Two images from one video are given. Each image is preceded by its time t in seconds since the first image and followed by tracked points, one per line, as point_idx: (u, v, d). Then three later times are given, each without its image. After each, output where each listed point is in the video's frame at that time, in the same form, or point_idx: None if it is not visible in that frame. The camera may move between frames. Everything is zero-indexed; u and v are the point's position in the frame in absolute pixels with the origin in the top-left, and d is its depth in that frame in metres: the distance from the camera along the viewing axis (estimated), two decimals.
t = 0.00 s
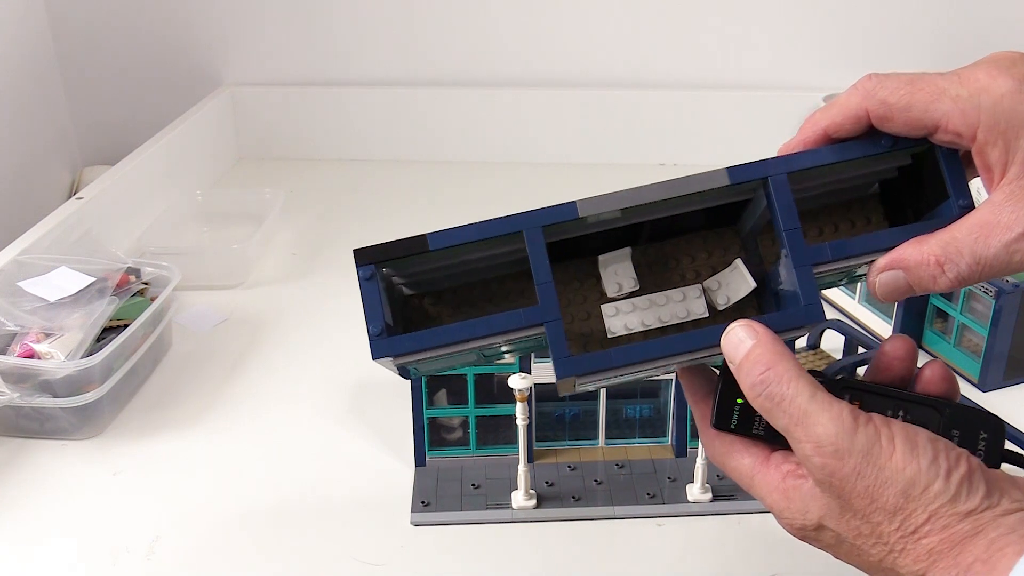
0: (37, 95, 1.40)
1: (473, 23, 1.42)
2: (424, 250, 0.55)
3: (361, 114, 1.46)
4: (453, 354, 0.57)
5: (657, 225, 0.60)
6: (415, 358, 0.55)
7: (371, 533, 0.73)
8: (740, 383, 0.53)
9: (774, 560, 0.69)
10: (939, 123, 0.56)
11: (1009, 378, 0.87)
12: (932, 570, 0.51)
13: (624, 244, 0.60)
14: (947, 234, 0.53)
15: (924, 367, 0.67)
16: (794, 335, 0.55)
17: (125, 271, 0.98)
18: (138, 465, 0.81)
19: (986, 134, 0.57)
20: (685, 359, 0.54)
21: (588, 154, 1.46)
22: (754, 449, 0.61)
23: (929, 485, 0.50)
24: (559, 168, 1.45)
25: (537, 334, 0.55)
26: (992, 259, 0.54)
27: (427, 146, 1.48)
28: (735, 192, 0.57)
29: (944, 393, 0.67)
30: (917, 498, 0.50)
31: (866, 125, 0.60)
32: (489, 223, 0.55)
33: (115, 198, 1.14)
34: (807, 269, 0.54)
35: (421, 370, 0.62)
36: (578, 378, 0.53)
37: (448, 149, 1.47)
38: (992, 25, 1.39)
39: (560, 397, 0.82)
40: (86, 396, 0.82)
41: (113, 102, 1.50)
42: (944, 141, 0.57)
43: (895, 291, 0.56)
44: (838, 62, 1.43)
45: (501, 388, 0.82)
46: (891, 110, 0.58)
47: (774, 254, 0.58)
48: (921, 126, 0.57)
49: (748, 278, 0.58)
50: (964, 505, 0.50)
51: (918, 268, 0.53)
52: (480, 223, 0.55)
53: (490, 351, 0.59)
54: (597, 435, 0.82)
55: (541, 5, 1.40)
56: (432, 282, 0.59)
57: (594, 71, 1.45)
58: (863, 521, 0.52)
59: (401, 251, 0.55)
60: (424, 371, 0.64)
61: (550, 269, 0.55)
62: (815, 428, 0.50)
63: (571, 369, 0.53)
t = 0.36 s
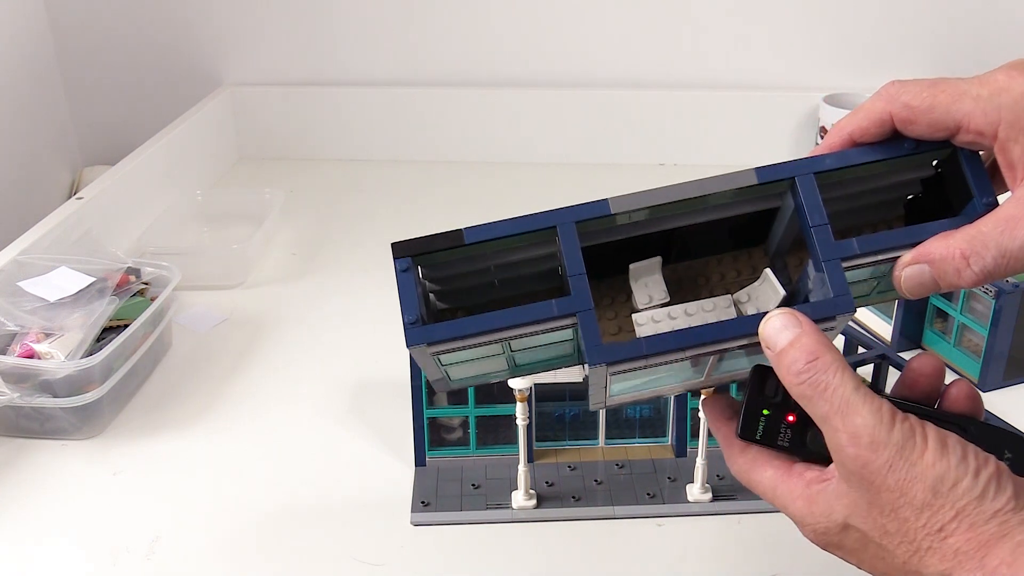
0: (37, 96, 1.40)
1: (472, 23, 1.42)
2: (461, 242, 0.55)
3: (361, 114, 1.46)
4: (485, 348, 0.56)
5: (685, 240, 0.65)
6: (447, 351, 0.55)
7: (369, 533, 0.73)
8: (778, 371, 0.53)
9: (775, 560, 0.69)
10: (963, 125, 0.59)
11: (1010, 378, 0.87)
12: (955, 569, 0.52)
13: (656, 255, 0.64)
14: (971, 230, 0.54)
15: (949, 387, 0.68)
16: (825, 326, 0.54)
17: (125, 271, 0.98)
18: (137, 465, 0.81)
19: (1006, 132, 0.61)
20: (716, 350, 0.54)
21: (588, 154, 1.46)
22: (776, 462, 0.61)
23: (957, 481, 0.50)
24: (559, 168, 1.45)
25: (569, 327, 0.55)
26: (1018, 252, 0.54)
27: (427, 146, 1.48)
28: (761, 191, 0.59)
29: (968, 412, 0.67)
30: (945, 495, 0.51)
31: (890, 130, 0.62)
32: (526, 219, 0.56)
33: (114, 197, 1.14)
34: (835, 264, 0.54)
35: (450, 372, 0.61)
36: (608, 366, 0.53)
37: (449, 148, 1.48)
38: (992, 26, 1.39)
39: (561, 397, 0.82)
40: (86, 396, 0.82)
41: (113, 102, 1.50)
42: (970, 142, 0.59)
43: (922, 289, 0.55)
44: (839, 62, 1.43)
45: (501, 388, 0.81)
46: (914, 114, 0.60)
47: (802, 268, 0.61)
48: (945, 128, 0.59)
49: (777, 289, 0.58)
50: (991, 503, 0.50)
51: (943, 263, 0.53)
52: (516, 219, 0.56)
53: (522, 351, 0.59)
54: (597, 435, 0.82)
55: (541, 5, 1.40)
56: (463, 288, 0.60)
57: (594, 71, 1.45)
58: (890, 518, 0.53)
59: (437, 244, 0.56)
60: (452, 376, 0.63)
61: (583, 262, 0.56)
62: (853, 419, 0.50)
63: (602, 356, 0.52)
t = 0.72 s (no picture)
0: (36, 95, 1.40)
1: (472, 23, 1.42)
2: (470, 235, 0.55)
3: (361, 114, 1.46)
4: (494, 339, 0.56)
5: (693, 230, 0.65)
6: (456, 343, 0.55)
7: (369, 534, 0.73)
8: (788, 359, 0.53)
9: (775, 560, 0.69)
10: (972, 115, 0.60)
11: (1010, 378, 0.87)
12: (960, 559, 0.52)
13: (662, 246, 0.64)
14: (978, 220, 0.54)
15: (959, 377, 0.68)
16: (833, 315, 0.54)
17: (125, 271, 0.98)
18: (136, 466, 0.81)
19: (1014, 123, 0.62)
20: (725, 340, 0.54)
21: (588, 153, 1.46)
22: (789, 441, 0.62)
23: (964, 471, 0.50)
24: (559, 168, 1.45)
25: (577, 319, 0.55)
26: None
27: (427, 145, 1.48)
28: (769, 183, 0.59)
29: (978, 402, 0.67)
30: (952, 484, 0.51)
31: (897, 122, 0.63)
32: (535, 210, 0.56)
33: (114, 197, 1.14)
34: (843, 254, 0.54)
35: (458, 365, 0.61)
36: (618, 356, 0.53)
37: (449, 148, 1.47)
38: (992, 26, 1.39)
39: (560, 397, 0.82)
40: (86, 396, 0.82)
41: (113, 102, 1.50)
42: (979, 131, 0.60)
43: (927, 279, 0.55)
44: (838, 63, 1.43)
45: (501, 388, 0.81)
46: (922, 104, 0.61)
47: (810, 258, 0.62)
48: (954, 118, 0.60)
49: (786, 282, 0.59)
50: (997, 493, 0.50)
51: (951, 251, 0.53)
52: (525, 210, 0.56)
53: (530, 343, 0.59)
54: (597, 435, 0.82)
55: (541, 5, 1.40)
56: (471, 282, 0.60)
57: (594, 71, 1.45)
58: (896, 506, 0.53)
59: (447, 236, 0.55)
60: (459, 369, 0.63)
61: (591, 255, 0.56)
62: (861, 407, 0.51)
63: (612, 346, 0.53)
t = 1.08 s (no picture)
0: (36, 95, 1.40)
1: (473, 23, 1.42)
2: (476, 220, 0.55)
3: (361, 114, 1.46)
4: (500, 325, 0.56)
5: (698, 220, 0.65)
6: (462, 327, 0.55)
7: (370, 534, 0.73)
8: (795, 345, 0.53)
9: (774, 560, 0.69)
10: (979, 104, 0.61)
11: (1010, 378, 0.87)
12: (961, 545, 0.52)
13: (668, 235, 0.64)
14: (983, 208, 0.53)
15: (962, 368, 0.68)
16: (839, 302, 0.55)
17: (125, 271, 0.98)
18: (136, 466, 0.81)
19: (1019, 112, 0.63)
20: (731, 326, 0.54)
21: (588, 153, 1.46)
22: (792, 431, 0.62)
23: (965, 457, 0.50)
24: (559, 168, 1.45)
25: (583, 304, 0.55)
26: None
27: (428, 145, 1.48)
28: (774, 170, 0.59)
29: (983, 392, 0.67)
30: (953, 471, 0.50)
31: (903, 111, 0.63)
32: (541, 195, 0.56)
33: (114, 197, 1.14)
34: (848, 240, 0.54)
35: (463, 354, 0.61)
36: (624, 343, 0.53)
37: (449, 148, 1.47)
38: (992, 26, 1.39)
39: (560, 397, 0.83)
40: (86, 395, 0.82)
41: (113, 102, 1.50)
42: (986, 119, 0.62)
43: (931, 267, 0.55)
44: (838, 63, 1.43)
45: (501, 388, 0.81)
46: (929, 94, 0.62)
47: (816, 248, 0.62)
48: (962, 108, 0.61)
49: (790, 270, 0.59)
50: (998, 480, 0.50)
51: (955, 238, 0.53)
52: (532, 196, 0.56)
53: (535, 330, 0.59)
54: (597, 435, 0.82)
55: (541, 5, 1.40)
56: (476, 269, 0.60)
57: (594, 71, 1.45)
58: (898, 491, 0.53)
59: (453, 222, 0.55)
60: (465, 357, 0.63)
61: (597, 240, 0.56)
62: (865, 393, 0.51)
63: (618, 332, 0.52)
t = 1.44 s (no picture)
0: (36, 96, 1.40)
1: (474, 24, 1.42)
2: (478, 223, 0.55)
3: (362, 114, 1.46)
4: (503, 327, 0.56)
5: (698, 220, 0.65)
6: (467, 330, 0.55)
7: (370, 534, 0.73)
8: (796, 337, 0.53)
9: (775, 560, 0.69)
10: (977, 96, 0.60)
11: (1010, 378, 0.87)
12: (961, 537, 0.52)
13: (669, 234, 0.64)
14: (981, 195, 0.54)
15: (962, 366, 0.68)
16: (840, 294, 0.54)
17: (125, 271, 0.98)
18: (136, 466, 0.81)
19: (1018, 100, 0.63)
20: (734, 321, 0.54)
21: (588, 153, 1.46)
22: (791, 430, 0.63)
23: (965, 449, 0.50)
24: (559, 169, 1.45)
25: (586, 303, 0.55)
26: None
27: (428, 146, 1.48)
28: (772, 167, 0.59)
29: (983, 391, 0.67)
30: (953, 462, 0.51)
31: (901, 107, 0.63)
32: (541, 198, 0.56)
33: (114, 198, 1.14)
34: (847, 232, 0.54)
35: (469, 360, 0.61)
36: (627, 338, 0.53)
37: (449, 148, 1.47)
38: (992, 26, 1.39)
39: (560, 396, 0.82)
40: (86, 395, 0.82)
41: (113, 102, 1.50)
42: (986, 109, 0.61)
43: (932, 256, 0.55)
44: (838, 63, 1.43)
45: (501, 389, 0.81)
46: (928, 89, 0.61)
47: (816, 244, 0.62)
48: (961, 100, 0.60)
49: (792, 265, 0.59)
50: (998, 472, 0.51)
51: (955, 226, 0.53)
52: (532, 198, 0.56)
53: (541, 332, 0.58)
54: (597, 435, 0.82)
55: (541, 6, 1.40)
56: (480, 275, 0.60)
57: (594, 71, 1.45)
58: (899, 484, 0.53)
59: (455, 225, 0.56)
60: (471, 364, 0.62)
61: (597, 240, 0.56)
62: (868, 383, 0.51)
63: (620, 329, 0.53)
